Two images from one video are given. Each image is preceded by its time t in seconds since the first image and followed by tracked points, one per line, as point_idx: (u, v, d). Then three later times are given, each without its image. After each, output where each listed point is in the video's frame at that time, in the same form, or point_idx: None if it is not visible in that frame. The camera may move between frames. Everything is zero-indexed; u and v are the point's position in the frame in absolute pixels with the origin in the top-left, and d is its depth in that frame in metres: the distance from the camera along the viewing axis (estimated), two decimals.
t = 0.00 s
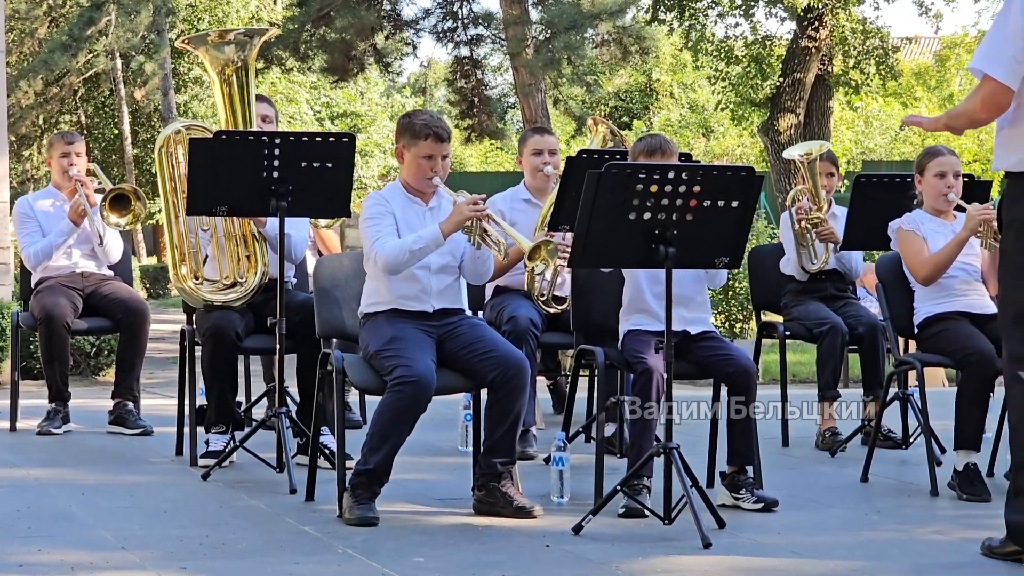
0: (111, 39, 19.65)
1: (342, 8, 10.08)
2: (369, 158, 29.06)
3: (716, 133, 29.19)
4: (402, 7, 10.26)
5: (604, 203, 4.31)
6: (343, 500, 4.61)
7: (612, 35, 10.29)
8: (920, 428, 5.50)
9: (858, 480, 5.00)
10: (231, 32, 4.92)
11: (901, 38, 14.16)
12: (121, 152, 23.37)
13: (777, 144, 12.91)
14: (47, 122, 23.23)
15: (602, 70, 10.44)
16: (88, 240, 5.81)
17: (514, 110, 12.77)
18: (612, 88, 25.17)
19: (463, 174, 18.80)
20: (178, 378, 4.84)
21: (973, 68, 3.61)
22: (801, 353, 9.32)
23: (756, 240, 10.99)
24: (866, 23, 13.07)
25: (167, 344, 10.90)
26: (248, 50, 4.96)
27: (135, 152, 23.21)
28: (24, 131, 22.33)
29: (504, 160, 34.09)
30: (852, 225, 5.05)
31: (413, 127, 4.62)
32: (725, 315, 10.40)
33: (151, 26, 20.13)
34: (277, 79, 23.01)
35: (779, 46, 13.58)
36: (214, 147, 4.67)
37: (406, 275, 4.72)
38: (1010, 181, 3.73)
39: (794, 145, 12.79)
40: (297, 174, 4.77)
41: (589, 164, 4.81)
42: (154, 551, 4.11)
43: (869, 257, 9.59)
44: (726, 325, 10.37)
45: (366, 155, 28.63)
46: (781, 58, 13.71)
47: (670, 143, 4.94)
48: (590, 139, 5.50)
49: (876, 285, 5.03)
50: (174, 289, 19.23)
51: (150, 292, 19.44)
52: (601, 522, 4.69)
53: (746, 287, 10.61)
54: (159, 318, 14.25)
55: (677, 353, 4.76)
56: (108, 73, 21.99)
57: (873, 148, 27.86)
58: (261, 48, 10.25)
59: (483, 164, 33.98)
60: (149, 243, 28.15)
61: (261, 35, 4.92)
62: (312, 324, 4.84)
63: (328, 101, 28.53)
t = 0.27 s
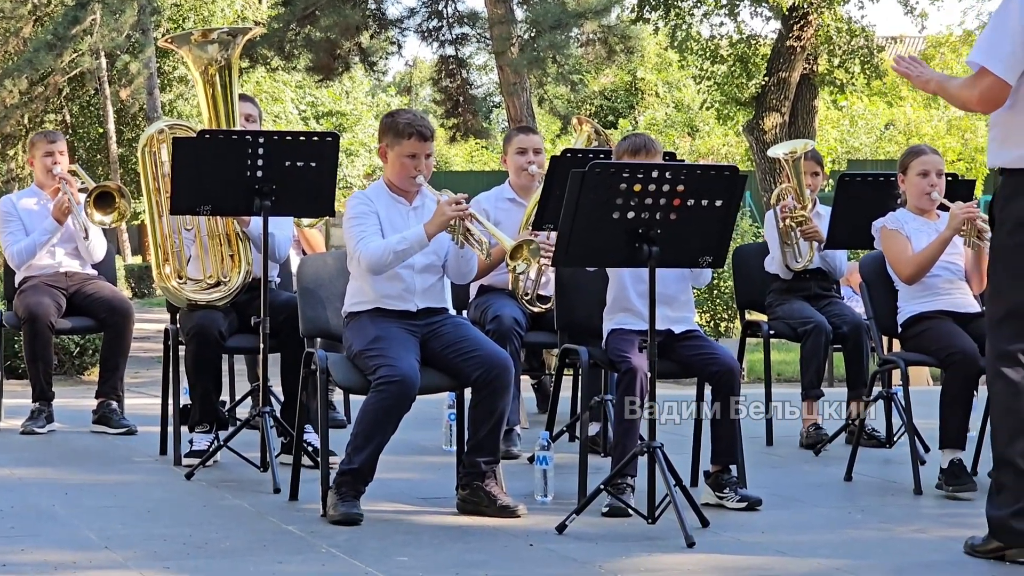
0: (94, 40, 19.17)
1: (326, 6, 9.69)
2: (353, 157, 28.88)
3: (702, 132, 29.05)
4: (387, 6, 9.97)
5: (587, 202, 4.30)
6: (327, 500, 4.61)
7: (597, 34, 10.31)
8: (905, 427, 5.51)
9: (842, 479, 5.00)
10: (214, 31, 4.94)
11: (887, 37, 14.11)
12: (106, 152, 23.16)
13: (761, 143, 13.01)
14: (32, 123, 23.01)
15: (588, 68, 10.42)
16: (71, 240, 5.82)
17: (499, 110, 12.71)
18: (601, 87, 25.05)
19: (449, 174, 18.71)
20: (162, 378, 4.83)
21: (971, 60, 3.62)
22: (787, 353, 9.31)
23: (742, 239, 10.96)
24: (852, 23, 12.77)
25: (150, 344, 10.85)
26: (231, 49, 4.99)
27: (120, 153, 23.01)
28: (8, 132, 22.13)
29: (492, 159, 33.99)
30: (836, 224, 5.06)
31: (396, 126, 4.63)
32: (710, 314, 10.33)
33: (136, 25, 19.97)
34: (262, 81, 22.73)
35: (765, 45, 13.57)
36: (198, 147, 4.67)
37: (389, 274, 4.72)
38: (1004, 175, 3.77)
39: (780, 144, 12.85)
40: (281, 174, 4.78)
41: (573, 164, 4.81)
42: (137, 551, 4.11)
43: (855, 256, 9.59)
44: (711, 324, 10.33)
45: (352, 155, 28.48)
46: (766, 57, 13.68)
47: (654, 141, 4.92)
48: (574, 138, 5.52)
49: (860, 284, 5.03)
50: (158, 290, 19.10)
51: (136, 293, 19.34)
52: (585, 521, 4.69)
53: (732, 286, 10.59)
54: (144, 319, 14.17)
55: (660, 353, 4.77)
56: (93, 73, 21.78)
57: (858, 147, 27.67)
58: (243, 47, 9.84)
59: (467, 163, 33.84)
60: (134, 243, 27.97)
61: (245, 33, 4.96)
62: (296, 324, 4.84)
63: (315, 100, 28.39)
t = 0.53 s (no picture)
0: (79, 40, 19.10)
1: (311, 6, 9.73)
2: (339, 157, 28.76)
3: (687, 131, 28.94)
4: (372, 6, 9.90)
5: (570, 201, 4.30)
6: (310, 500, 4.60)
7: (582, 34, 10.32)
8: (888, 427, 5.51)
9: (826, 478, 5.01)
10: (198, 31, 5.02)
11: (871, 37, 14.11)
12: (91, 152, 23.00)
13: (746, 143, 12.93)
14: (17, 123, 22.85)
15: (572, 68, 10.42)
16: (55, 240, 5.82)
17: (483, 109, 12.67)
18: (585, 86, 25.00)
19: (434, 174, 18.70)
20: (146, 378, 4.83)
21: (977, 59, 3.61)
22: (771, 353, 9.32)
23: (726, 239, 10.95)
24: (836, 23, 12.73)
25: (133, 344, 10.82)
26: (214, 48, 5.06)
27: (105, 153, 22.86)
28: None
29: (478, 159, 33.90)
30: (820, 223, 5.07)
31: (379, 125, 4.63)
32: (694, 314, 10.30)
33: (121, 25, 19.86)
34: (247, 80, 22.62)
35: (750, 45, 13.61)
36: (182, 147, 4.67)
37: (373, 274, 4.72)
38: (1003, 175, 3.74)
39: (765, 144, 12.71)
40: (264, 174, 4.77)
41: (556, 163, 4.81)
42: (120, 551, 4.10)
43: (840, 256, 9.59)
44: (695, 324, 10.32)
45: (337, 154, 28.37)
46: (751, 57, 13.73)
47: (638, 140, 4.90)
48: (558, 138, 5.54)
49: (843, 283, 5.03)
50: (142, 290, 19.01)
51: (120, 293, 19.29)
52: (568, 521, 4.69)
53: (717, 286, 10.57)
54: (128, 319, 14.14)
55: (644, 353, 4.76)
56: (77, 74, 21.63)
57: (843, 147, 27.27)
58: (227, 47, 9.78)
59: (453, 163, 33.73)
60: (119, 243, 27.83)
61: (227, 33, 5.04)
62: (280, 324, 4.84)
63: (300, 100, 28.26)
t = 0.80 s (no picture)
0: (65, 40, 19.03)
1: (296, 6, 9.69)
2: (325, 157, 28.67)
3: (672, 131, 28.89)
4: (357, 6, 9.86)
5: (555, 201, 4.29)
6: (294, 501, 4.60)
7: (567, 34, 10.32)
8: (873, 427, 5.52)
9: (810, 478, 5.01)
10: (181, 31, 5.06)
11: (856, 37, 14.09)
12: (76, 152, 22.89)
13: (732, 143, 12.65)
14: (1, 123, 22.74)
15: (558, 68, 10.44)
16: (39, 240, 5.82)
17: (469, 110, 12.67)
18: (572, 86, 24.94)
19: (419, 174, 18.65)
20: (130, 378, 4.83)
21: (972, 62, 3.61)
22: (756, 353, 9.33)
23: (711, 239, 10.93)
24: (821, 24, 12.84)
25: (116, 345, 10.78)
26: (198, 49, 5.09)
27: (90, 153, 22.76)
28: None
29: (463, 158, 33.83)
30: (804, 223, 5.07)
31: (362, 125, 4.64)
32: (679, 314, 10.29)
33: (106, 25, 19.78)
34: (233, 80, 22.56)
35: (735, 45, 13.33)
36: (166, 147, 4.67)
37: (357, 274, 4.72)
38: (995, 177, 3.74)
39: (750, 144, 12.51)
40: (249, 175, 4.77)
41: (540, 163, 4.82)
42: (104, 552, 4.10)
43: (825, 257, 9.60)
44: (680, 324, 10.31)
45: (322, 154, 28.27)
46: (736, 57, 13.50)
47: (624, 141, 4.90)
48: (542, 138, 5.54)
49: (828, 283, 5.04)
50: (126, 291, 18.94)
51: (105, 293, 19.24)
52: (552, 521, 4.69)
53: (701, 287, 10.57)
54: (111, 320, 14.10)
55: (628, 353, 4.76)
56: (62, 74, 21.53)
57: (829, 147, 27.11)
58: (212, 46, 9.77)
59: (438, 163, 33.66)
60: (106, 244, 27.73)
61: (211, 33, 5.05)
62: (264, 325, 4.83)
63: (284, 100, 28.16)
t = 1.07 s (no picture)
0: (50, 40, 19.04)
1: (281, 7, 9.69)
2: (311, 157, 28.62)
3: (657, 133, 28.92)
4: (343, 6, 9.84)
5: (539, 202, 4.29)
6: (279, 501, 4.59)
7: (553, 34, 10.33)
8: (857, 427, 5.53)
9: (795, 479, 5.01)
10: (166, 32, 5.13)
11: (841, 39, 14.12)
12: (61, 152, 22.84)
13: (716, 143, 12.79)
14: None
15: (543, 69, 10.46)
16: (23, 240, 5.81)
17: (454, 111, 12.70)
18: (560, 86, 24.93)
19: (404, 175, 18.70)
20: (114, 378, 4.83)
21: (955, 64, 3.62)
22: (741, 354, 9.37)
23: (697, 240, 10.94)
24: (806, 24, 12.94)
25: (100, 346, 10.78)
26: (182, 49, 5.17)
27: (75, 153, 22.71)
28: None
29: (450, 159, 33.84)
30: (789, 224, 5.07)
31: (348, 126, 4.63)
32: (664, 315, 10.29)
33: (91, 25, 19.75)
34: (220, 80, 22.55)
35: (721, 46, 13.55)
36: (150, 147, 4.67)
37: (341, 274, 4.72)
38: (982, 178, 3.73)
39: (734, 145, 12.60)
40: (233, 175, 4.77)
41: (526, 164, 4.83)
42: (88, 553, 4.09)
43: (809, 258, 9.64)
44: (665, 325, 10.32)
45: (307, 155, 28.18)
46: (722, 59, 13.74)
47: (610, 142, 4.91)
48: (527, 139, 5.53)
49: (812, 284, 5.04)
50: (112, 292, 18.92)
51: (90, 293, 19.21)
52: (537, 522, 4.69)
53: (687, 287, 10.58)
54: (94, 320, 14.07)
55: (613, 354, 4.76)
56: (48, 74, 21.48)
57: (813, 147, 26.83)
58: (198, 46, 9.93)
59: (424, 163, 33.64)
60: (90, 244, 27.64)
61: (195, 34, 5.13)
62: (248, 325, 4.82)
63: (270, 100, 28.13)
